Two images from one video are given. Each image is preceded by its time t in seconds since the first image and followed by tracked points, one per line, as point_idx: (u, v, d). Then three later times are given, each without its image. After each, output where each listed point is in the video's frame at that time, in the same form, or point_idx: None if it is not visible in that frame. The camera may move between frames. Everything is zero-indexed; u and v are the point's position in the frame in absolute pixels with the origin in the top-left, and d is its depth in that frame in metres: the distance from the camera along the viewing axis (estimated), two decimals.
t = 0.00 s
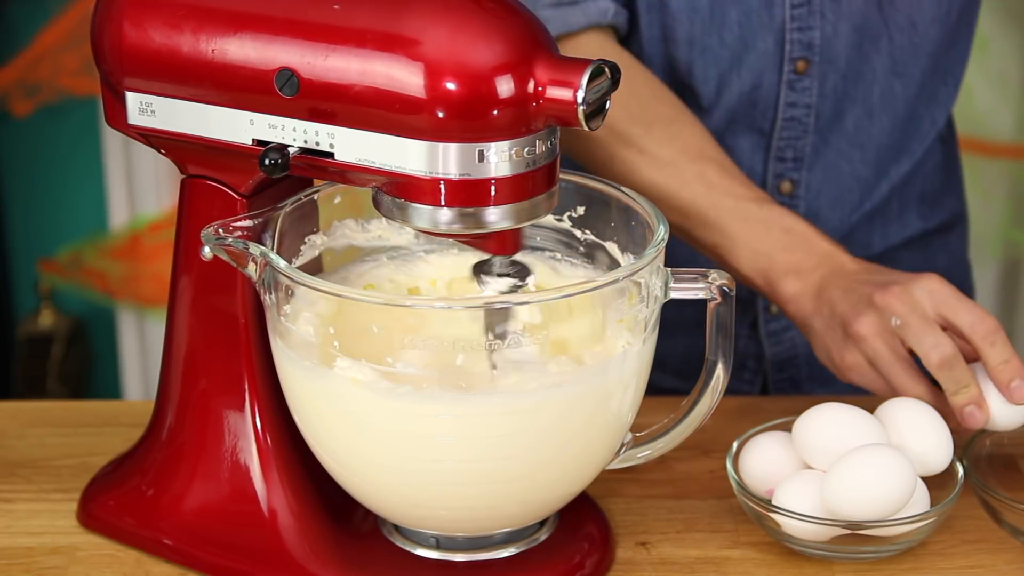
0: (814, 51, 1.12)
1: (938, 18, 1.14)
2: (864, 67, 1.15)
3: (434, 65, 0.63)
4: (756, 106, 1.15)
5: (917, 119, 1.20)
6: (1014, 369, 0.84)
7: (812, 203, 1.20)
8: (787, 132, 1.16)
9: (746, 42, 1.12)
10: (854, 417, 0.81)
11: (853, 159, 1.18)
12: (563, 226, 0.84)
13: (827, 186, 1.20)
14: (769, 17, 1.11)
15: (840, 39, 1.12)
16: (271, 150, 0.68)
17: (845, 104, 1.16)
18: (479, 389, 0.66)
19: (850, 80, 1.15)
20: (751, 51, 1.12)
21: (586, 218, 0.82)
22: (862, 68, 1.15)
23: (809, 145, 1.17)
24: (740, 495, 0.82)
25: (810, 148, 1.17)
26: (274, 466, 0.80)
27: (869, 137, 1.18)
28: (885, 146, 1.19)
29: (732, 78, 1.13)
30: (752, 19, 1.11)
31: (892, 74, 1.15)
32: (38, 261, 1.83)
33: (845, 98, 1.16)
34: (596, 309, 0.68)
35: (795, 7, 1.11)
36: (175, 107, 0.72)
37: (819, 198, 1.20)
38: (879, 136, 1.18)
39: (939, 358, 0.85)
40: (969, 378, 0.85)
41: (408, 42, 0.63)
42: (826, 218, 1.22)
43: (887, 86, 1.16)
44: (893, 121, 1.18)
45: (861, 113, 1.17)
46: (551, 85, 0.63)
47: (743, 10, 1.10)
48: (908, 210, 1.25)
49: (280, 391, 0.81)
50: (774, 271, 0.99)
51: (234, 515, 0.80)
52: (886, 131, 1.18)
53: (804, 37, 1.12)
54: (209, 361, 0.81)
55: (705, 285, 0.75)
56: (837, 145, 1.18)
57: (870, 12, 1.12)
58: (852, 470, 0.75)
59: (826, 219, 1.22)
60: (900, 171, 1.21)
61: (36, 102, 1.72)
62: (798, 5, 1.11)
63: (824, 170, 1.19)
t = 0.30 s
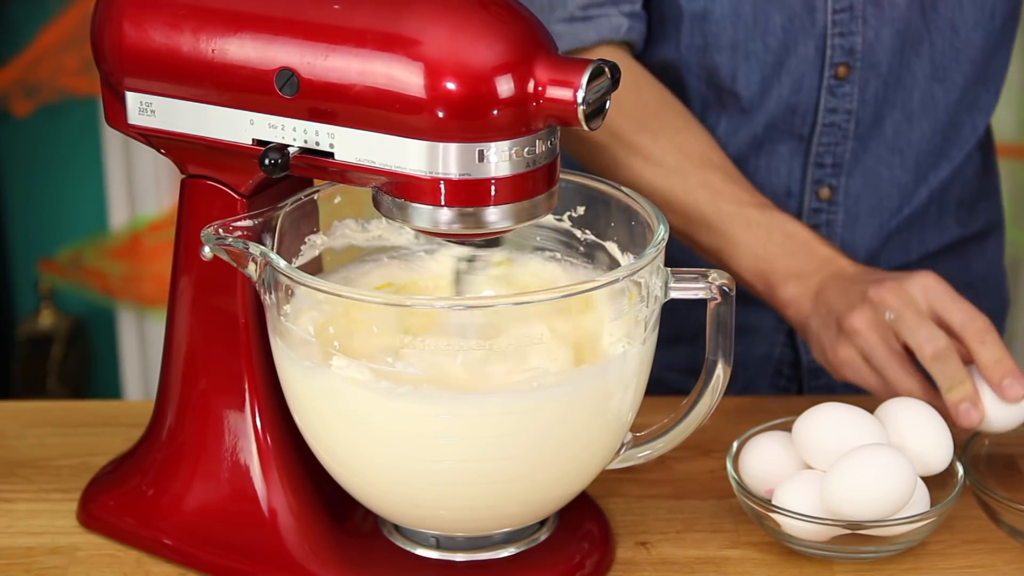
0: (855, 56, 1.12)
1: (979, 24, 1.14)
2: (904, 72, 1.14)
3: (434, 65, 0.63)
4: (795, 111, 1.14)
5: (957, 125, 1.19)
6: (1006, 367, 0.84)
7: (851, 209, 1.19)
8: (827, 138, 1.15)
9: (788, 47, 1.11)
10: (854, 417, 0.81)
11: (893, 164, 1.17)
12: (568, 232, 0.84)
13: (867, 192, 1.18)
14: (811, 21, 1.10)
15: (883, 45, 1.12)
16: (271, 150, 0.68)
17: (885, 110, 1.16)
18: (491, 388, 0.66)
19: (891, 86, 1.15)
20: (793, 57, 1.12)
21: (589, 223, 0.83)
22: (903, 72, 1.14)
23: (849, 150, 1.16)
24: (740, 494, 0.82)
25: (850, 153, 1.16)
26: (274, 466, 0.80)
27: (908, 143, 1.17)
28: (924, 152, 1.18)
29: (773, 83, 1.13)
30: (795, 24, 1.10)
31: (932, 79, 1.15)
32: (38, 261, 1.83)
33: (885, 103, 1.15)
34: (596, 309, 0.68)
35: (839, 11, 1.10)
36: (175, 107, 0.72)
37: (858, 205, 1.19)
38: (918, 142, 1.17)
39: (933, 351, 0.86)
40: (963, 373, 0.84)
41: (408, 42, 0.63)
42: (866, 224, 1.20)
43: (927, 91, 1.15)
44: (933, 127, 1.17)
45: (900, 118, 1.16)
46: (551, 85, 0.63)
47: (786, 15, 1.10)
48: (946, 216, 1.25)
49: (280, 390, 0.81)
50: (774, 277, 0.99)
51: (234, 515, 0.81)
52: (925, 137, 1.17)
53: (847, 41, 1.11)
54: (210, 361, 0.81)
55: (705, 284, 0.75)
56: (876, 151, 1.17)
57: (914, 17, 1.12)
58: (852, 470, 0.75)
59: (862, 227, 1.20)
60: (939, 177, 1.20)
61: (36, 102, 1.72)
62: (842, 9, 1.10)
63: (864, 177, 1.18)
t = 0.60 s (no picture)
0: (856, 58, 1.12)
1: (979, 24, 1.14)
2: (905, 73, 1.14)
3: (434, 65, 0.63)
4: (796, 114, 1.14)
5: (958, 125, 1.19)
6: (1003, 330, 0.82)
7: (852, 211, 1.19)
8: (828, 140, 1.15)
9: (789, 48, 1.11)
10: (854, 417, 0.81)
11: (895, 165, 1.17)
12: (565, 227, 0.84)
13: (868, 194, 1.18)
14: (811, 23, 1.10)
15: (884, 45, 1.12)
16: (271, 150, 0.68)
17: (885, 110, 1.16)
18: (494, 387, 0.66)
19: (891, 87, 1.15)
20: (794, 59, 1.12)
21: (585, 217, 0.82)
22: (903, 73, 1.14)
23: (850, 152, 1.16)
24: (740, 495, 0.82)
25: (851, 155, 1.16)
26: (274, 466, 0.80)
27: (908, 144, 1.17)
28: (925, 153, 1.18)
29: (774, 85, 1.12)
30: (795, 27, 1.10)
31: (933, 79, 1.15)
32: (39, 261, 1.83)
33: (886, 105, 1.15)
34: (596, 310, 0.68)
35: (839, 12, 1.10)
36: (175, 107, 0.72)
37: (859, 206, 1.19)
38: (920, 143, 1.17)
39: (926, 321, 0.84)
40: (960, 342, 0.82)
41: (408, 42, 0.63)
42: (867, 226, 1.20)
43: (927, 92, 1.16)
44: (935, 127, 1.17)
45: (900, 119, 1.16)
46: (551, 85, 0.63)
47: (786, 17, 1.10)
48: (945, 216, 1.25)
49: (280, 390, 0.81)
50: (773, 273, 0.99)
51: (234, 515, 0.81)
52: (926, 137, 1.17)
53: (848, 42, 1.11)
54: (210, 361, 0.81)
55: (705, 284, 0.75)
56: (877, 152, 1.17)
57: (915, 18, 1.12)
58: (852, 470, 0.75)
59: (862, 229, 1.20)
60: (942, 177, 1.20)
61: (36, 102, 1.72)
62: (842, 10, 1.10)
63: (865, 178, 1.18)
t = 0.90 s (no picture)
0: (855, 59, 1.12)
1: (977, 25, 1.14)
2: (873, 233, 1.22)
3: (434, 65, 0.63)
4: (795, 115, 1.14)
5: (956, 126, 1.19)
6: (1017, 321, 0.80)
7: (821, 296, 1.22)
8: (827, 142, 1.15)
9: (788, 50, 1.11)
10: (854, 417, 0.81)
11: (880, 188, 1.20)
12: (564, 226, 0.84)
13: (824, 340, 1.24)
14: (817, 23, 1.09)
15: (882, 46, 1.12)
16: (271, 150, 0.68)
17: (856, 249, 1.21)
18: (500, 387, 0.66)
19: (860, 238, 1.21)
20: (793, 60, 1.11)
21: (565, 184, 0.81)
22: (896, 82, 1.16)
23: (833, 230, 1.19)
24: (740, 494, 0.82)
25: (837, 222, 1.19)
26: (274, 466, 0.80)
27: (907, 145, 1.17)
28: (878, 333, 1.25)
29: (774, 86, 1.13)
30: (799, 27, 1.09)
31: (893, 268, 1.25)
32: (39, 261, 1.83)
33: (857, 239, 1.21)
34: (596, 309, 0.68)
35: (847, 15, 1.10)
36: (175, 107, 0.72)
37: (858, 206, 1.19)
38: (874, 320, 1.25)
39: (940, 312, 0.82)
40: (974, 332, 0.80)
41: (408, 42, 0.63)
42: (827, 336, 1.24)
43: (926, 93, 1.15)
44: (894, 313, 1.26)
45: (868, 273, 1.22)
46: (551, 85, 0.63)
47: (787, 19, 1.09)
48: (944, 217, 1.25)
49: (280, 390, 0.82)
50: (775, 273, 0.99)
51: (234, 515, 0.81)
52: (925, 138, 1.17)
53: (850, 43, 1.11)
54: (209, 361, 0.81)
55: (705, 284, 0.75)
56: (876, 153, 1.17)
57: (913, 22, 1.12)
58: (851, 470, 0.75)
59: (820, 341, 1.24)
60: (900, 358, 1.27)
61: (36, 102, 1.72)
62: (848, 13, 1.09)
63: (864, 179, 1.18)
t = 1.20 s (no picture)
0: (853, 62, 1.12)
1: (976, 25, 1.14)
2: (875, 235, 1.21)
3: (434, 65, 0.63)
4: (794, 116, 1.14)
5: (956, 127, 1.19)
6: None
7: (821, 299, 1.23)
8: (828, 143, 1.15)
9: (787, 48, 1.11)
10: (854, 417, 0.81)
11: (883, 192, 1.20)
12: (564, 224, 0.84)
13: (825, 343, 1.24)
14: (818, 25, 1.09)
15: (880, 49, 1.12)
16: (271, 150, 0.68)
17: (857, 251, 1.21)
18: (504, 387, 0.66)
19: (862, 240, 1.21)
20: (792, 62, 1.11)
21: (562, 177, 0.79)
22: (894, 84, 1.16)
23: (834, 233, 1.19)
24: (740, 494, 0.82)
25: (838, 226, 1.19)
26: (275, 466, 0.80)
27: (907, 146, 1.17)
28: (880, 336, 1.25)
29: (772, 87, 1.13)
30: (800, 29, 1.09)
31: (897, 271, 1.25)
32: (39, 261, 1.83)
33: (859, 242, 1.21)
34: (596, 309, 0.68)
35: (849, 17, 1.09)
36: (175, 107, 0.72)
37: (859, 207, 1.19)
38: (875, 321, 1.25)
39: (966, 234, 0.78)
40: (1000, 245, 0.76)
41: (408, 42, 0.63)
42: (828, 339, 1.24)
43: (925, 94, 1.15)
44: (896, 316, 1.26)
45: (869, 276, 1.22)
46: (551, 85, 0.63)
47: (789, 21, 1.09)
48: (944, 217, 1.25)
49: (280, 390, 0.82)
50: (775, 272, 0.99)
51: (234, 515, 0.81)
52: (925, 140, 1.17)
53: (851, 45, 1.11)
54: (209, 361, 0.81)
55: (705, 284, 0.75)
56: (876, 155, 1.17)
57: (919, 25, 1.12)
58: (851, 470, 0.76)
59: (821, 344, 1.24)
60: (902, 361, 1.27)
61: (36, 102, 1.72)
62: (850, 15, 1.09)
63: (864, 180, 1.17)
